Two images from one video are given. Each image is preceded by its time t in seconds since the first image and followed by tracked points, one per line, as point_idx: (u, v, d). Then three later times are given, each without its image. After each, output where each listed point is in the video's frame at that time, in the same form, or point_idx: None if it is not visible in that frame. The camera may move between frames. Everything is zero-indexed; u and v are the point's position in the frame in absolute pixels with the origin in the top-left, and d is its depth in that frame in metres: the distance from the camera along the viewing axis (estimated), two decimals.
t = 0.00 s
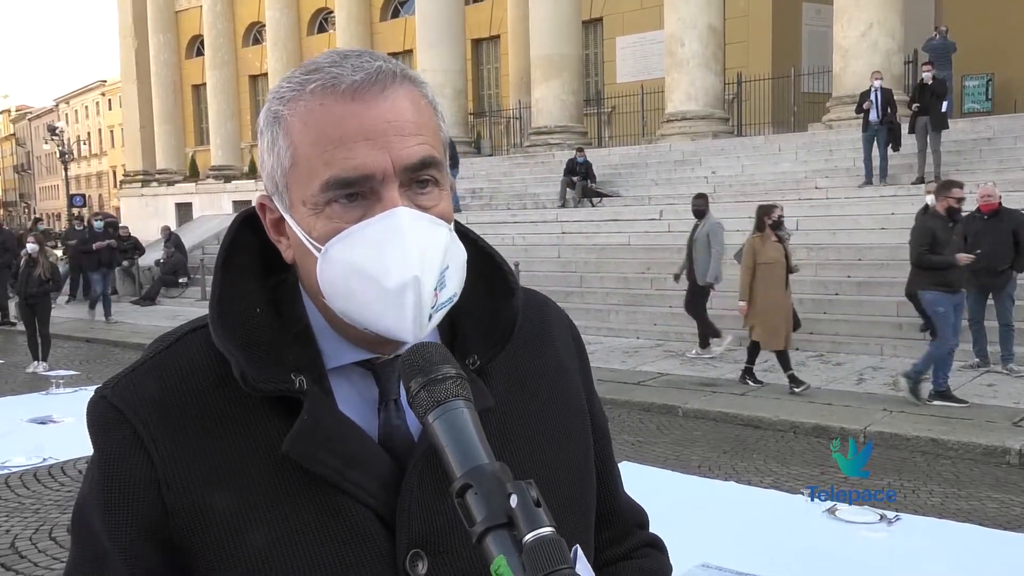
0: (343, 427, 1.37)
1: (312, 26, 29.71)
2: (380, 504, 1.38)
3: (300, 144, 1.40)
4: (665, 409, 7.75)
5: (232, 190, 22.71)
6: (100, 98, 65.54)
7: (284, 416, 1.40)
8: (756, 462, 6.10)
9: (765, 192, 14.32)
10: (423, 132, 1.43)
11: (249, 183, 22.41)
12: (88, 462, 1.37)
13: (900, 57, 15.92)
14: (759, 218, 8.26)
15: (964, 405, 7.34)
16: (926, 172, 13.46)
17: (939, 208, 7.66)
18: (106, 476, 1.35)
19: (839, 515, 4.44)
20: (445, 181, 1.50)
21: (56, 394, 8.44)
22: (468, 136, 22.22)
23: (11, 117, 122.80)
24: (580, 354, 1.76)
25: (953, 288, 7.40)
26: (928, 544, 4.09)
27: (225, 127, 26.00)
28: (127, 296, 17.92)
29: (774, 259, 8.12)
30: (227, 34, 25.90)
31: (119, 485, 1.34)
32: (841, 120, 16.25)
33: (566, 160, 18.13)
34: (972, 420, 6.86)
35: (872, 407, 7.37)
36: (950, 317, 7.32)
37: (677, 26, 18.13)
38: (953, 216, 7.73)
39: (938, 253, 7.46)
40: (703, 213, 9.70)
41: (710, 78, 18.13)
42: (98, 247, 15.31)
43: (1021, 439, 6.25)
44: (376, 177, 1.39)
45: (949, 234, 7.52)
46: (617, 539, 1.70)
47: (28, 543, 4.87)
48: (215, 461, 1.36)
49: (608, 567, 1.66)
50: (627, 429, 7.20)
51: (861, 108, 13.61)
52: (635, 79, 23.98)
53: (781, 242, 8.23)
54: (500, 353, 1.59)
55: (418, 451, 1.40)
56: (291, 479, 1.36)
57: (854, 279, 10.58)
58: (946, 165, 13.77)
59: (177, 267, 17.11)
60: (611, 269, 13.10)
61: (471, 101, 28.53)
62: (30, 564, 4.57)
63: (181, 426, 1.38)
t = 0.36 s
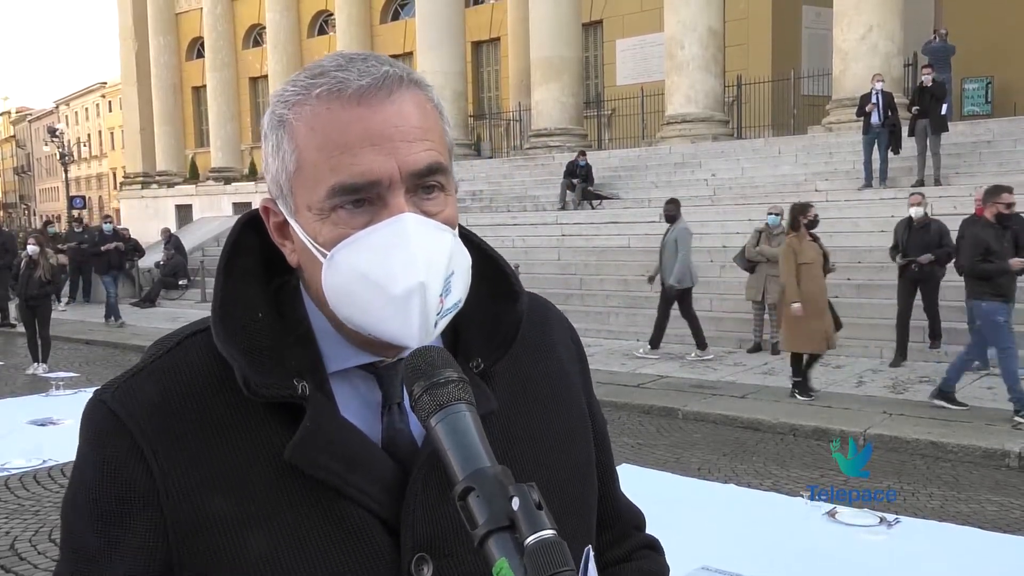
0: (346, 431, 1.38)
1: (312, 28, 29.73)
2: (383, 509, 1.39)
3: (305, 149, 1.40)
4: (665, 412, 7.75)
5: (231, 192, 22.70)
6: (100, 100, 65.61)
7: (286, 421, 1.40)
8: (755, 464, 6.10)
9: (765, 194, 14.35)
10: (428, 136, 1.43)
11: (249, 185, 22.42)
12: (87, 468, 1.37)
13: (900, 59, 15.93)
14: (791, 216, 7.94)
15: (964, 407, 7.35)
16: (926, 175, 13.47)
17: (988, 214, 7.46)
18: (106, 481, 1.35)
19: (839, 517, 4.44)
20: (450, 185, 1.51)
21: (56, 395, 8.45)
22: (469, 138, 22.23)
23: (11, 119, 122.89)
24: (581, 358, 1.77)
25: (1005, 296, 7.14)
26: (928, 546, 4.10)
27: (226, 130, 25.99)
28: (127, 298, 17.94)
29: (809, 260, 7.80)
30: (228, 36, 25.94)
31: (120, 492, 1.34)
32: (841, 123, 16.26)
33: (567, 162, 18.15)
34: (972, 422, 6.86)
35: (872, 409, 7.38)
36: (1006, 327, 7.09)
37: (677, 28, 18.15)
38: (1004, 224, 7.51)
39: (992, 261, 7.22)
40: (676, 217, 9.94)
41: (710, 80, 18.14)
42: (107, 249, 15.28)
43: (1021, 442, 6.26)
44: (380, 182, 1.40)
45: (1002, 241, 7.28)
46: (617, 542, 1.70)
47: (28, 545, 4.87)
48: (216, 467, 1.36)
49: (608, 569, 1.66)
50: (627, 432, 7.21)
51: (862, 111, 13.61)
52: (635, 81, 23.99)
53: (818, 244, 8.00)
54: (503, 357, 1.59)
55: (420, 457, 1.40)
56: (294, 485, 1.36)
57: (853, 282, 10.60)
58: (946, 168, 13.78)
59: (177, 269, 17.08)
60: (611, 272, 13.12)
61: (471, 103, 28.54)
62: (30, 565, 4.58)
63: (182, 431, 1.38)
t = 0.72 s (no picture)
0: (346, 432, 1.38)
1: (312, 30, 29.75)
2: (383, 510, 1.39)
3: (305, 151, 1.41)
4: (664, 414, 7.75)
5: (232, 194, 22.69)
6: (100, 102, 65.76)
7: (286, 422, 1.41)
8: (755, 466, 6.10)
9: (765, 196, 14.36)
10: (427, 136, 1.44)
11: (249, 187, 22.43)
12: (90, 466, 1.37)
13: (900, 61, 15.94)
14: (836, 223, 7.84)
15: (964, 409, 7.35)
16: (926, 177, 13.48)
17: None
18: (107, 482, 1.35)
19: (838, 518, 4.44)
20: (450, 186, 1.51)
21: (56, 396, 8.45)
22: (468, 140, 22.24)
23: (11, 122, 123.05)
24: (583, 361, 1.77)
25: None
26: (927, 547, 4.10)
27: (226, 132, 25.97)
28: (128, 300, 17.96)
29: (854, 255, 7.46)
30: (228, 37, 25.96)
31: (120, 492, 1.35)
32: (840, 125, 16.26)
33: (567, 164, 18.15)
34: (972, 424, 6.86)
35: (872, 411, 7.38)
36: None
37: (677, 30, 18.16)
38: None
39: None
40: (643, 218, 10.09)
41: (710, 82, 18.15)
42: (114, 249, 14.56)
43: (1020, 443, 6.26)
44: (380, 182, 1.40)
45: None
46: (620, 545, 1.70)
47: (28, 547, 4.87)
48: (216, 467, 1.37)
49: (607, 571, 1.67)
50: (627, 433, 7.21)
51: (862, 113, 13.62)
52: (634, 83, 24.03)
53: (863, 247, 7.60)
54: (503, 359, 1.59)
55: (421, 458, 1.40)
56: (294, 485, 1.37)
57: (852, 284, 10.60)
58: (945, 169, 13.78)
59: (177, 271, 17.04)
60: (611, 274, 13.12)
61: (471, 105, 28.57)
62: (30, 567, 4.58)
63: (182, 432, 1.38)
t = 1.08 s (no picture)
0: (345, 432, 1.38)
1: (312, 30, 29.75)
2: (384, 510, 1.39)
3: (303, 152, 1.41)
4: (664, 414, 7.75)
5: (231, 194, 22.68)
6: (100, 102, 65.83)
7: (286, 423, 1.41)
8: (755, 466, 6.10)
9: (765, 196, 14.38)
10: (426, 136, 1.44)
11: (249, 188, 22.43)
12: (90, 468, 1.37)
13: (900, 62, 15.94)
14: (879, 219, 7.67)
15: (963, 409, 7.35)
16: (926, 177, 13.48)
17: None
18: (107, 483, 1.35)
19: (839, 518, 4.43)
20: (449, 186, 1.51)
21: (56, 397, 8.45)
22: (468, 140, 22.24)
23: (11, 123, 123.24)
24: (580, 361, 1.77)
25: None
26: (927, 547, 4.10)
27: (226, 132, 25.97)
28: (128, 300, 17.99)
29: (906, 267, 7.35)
30: (227, 38, 25.96)
31: (119, 493, 1.35)
32: (840, 125, 16.25)
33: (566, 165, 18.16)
34: (972, 424, 6.86)
35: (872, 411, 7.37)
36: None
37: (676, 30, 18.16)
38: None
39: None
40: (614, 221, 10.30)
41: (710, 83, 18.14)
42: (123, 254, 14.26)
43: (1020, 443, 6.26)
44: (379, 183, 1.40)
45: None
46: (617, 544, 1.70)
47: (27, 547, 4.87)
48: (215, 468, 1.36)
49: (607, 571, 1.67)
50: (626, 434, 7.21)
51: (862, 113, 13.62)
52: (634, 83, 24.05)
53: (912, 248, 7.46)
54: (502, 359, 1.60)
55: (421, 459, 1.40)
56: (294, 486, 1.37)
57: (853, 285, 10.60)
58: (945, 170, 13.78)
59: (176, 271, 17.01)
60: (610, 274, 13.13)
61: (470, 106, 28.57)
62: (29, 567, 4.58)
63: (182, 432, 1.38)
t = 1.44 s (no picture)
0: (338, 432, 1.37)
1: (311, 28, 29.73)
2: (378, 511, 1.39)
3: (296, 149, 1.40)
4: (664, 411, 7.75)
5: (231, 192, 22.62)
6: (99, 101, 65.83)
7: (280, 423, 1.40)
8: (755, 463, 6.10)
9: (765, 193, 14.37)
10: (420, 133, 1.43)
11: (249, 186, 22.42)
12: (84, 470, 1.37)
13: (899, 58, 15.92)
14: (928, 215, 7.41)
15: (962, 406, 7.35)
16: (926, 173, 13.46)
17: None
18: (99, 485, 1.35)
19: (839, 515, 4.43)
20: (443, 183, 1.50)
21: (56, 395, 8.45)
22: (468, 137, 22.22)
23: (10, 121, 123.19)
24: (576, 359, 1.76)
25: None
26: (928, 543, 4.10)
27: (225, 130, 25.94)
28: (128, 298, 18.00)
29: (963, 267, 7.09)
30: (227, 36, 25.95)
31: (112, 494, 1.34)
32: (840, 122, 16.23)
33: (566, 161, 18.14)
34: (972, 421, 6.86)
35: (871, 408, 7.37)
36: None
37: (676, 27, 18.13)
38: None
39: None
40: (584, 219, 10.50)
41: (710, 79, 18.11)
42: (134, 248, 14.02)
43: (1020, 439, 6.26)
44: (374, 181, 1.39)
45: None
46: (614, 542, 1.69)
47: (26, 546, 4.86)
48: (208, 468, 1.36)
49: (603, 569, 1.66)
50: (626, 431, 7.21)
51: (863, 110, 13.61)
52: (633, 80, 24.04)
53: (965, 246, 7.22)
54: (497, 357, 1.59)
55: (416, 458, 1.40)
56: (288, 486, 1.36)
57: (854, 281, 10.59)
58: (945, 166, 13.76)
59: (176, 269, 17.00)
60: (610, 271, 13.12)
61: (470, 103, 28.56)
62: (29, 566, 4.58)
63: (174, 433, 1.37)
